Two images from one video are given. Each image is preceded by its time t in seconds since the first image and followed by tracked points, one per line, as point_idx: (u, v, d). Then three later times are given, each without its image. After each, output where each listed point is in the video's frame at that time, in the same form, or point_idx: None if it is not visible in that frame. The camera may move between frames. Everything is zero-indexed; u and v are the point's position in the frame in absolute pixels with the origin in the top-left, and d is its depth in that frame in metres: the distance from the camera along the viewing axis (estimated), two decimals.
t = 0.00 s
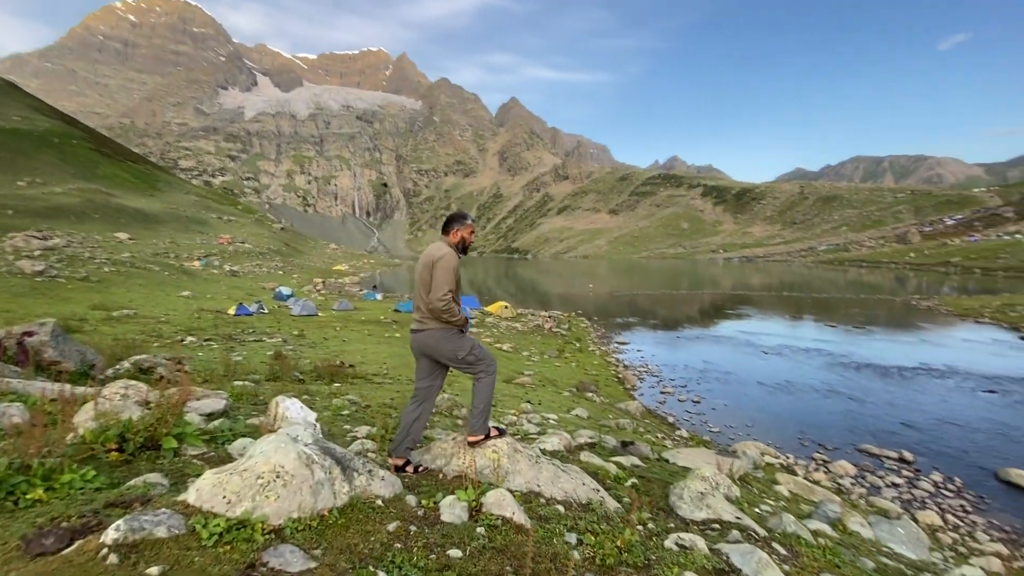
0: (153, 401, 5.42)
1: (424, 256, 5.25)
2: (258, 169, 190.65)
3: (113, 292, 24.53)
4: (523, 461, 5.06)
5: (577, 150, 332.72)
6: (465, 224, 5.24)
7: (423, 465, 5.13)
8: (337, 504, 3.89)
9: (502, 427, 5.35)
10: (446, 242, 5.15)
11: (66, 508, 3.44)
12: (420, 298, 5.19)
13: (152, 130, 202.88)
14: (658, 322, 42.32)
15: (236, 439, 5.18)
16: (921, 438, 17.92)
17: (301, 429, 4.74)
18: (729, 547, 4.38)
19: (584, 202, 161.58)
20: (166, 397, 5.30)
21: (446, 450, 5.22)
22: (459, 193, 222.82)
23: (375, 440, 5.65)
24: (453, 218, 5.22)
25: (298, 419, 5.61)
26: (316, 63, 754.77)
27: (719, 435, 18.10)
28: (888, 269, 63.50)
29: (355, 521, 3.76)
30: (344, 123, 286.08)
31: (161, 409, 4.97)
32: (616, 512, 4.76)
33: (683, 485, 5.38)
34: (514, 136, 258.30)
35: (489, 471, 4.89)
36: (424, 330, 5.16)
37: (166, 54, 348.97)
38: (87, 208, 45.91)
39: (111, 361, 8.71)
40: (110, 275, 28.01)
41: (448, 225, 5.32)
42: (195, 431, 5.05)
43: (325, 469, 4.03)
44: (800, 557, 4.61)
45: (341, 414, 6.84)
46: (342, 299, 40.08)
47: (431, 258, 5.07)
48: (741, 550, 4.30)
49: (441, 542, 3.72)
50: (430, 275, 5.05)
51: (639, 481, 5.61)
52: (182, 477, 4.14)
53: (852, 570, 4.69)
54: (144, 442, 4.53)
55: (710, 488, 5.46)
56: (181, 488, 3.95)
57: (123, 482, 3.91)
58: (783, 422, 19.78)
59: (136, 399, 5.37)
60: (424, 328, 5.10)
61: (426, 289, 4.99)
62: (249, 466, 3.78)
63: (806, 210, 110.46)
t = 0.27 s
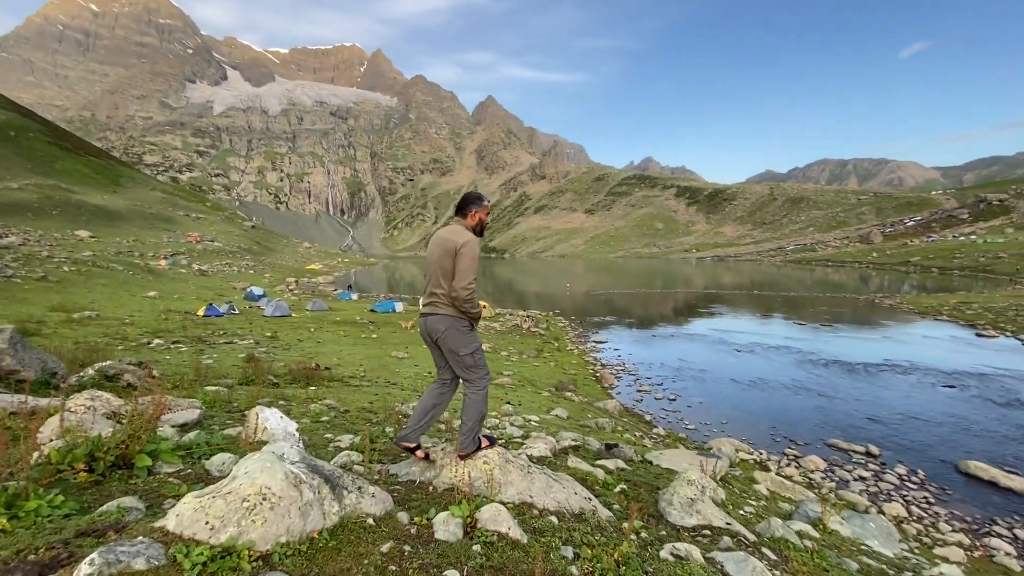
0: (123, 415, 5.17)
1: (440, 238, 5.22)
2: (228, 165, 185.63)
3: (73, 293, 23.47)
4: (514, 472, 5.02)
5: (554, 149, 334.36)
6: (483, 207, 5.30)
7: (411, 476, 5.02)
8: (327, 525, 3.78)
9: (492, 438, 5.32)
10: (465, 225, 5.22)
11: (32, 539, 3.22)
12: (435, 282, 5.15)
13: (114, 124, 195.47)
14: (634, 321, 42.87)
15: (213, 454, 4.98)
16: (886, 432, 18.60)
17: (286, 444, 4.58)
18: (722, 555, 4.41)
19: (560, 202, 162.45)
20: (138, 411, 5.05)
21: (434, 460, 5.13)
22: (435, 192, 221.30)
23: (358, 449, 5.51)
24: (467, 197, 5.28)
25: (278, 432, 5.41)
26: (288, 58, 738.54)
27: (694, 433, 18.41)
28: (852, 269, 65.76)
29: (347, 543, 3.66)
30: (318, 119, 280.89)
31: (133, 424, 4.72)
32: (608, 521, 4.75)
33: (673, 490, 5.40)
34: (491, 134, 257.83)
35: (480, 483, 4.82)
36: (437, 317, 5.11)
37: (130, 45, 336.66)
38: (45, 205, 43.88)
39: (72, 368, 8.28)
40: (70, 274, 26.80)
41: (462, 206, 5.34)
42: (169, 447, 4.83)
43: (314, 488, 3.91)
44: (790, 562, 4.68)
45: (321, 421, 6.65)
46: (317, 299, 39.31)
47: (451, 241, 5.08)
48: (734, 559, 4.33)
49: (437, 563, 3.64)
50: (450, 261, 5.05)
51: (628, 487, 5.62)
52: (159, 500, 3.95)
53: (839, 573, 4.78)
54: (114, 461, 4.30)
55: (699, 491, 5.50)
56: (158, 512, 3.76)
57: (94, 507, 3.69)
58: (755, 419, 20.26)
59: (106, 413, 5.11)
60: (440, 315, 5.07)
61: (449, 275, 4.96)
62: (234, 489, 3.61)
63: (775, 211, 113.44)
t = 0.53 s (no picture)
0: (97, 431, 4.92)
1: (450, 236, 5.23)
2: (199, 165, 180.92)
3: (33, 297, 22.46)
4: (510, 483, 4.95)
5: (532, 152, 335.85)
6: (488, 205, 5.36)
7: (402, 489, 4.91)
8: (323, 546, 3.66)
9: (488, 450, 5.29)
10: (473, 223, 5.28)
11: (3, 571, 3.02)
12: (444, 281, 5.14)
13: (78, 121, 188.59)
14: (612, 323, 43.27)
15: (194, 469, 4.77)
16: (856, 431, 19.15)
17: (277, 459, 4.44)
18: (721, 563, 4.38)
19: (538, 205, 163.13)
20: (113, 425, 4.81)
21: (427, 472, 5.05)
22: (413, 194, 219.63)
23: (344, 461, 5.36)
24: (473, 193, 5.31)
25: (262, 445, 5.22)
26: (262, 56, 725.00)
27: (673, 434, 18.63)
28: (821, 272, 67.78)
29: (345, 565, 3.55)
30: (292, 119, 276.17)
31: (109, 439, 4.49)
32: (605, 531, 4.70)
33: (666, 498, 5.39)
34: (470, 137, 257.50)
35: (477, 496, 4.72)
36: (445, 318, 5.11)
37: (95, 40, 325.69)
38: (2, 204, 41.97)
39: (33, 377, 7.86)
40: (29, 277, 25.65)
41: (467, 203, 5.37)
42: (148, 464, 4.61)
43: (309, 508, 3.78)
44: (784, 567, 4.70)
45: (303, 430, 6.45)
46: (292, 303, 38.50)
47: (464, 241, 5.11)
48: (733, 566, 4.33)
49: None
50: (463, 260, 5.08)
51: (621, 494, 5.59)
52: (139, 522, 3.75)
53: None
54: (90, 481, 4.08)
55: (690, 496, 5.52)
56: (141, 537, 3.57)
57: (70, 533, 3.49)
58: (732, 419, 20.63)
59: (78, 430, 4.85)
60: (451, 316, 5.08)
61: (463, 276, 4.99)
62: (226, 511, 3.46)
63: (748, 215, 116.13)
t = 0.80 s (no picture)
0: (69, 448, 4.64)
1: (455, 241, 5.22)
2: (161, 166, 174.85)
3: None
4: (508, 495, 4.90)
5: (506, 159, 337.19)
6: (489, 210, 5.39)
7: (396, 502, 4.80)
8: (326, 566, 3.53)
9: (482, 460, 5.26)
10: (475, 228, 5.30)
11: None
12: (450, 288, 5.11)
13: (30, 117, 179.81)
14: (586, 329, 43.66)
15: (177, 486, 4.55)
16: (821, 433, 19.82)
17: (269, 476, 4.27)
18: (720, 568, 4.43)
19: (513, 211, 163.74)
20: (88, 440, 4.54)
21: (422, 485, 4.97)
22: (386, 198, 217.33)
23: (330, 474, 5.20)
24: (473, 197, 5.32)
25: (247, 460, 5.04)
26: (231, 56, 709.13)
27: (647, 438, 18.89)
28: (785, 279, 70.10)
29: None
30: (261, 120, 270.06)
31: (87, 455, 4.23)
32: (602, 540, 4.69)
33: (658, 504, 5.43)
34: (444, 142, 256.86)
35: (476, 508, 4.66)
36: (451, 326, 5.07)
37: (50, 34, 312.14)
38: None
39: None
40: None
41: (467, 209, 5.37)
42: (129, 482, 4.38)
43: (311, 526, 3.66)
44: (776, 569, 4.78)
45: (281, 442, 6.27)
46: (260, 308, 37.48)
47: (470, 248, 5.12)
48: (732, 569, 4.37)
49: None
50: (470, 267, 5.08)
51: (612, 502, 5.61)
52: (126, 546, 3.54)
53: None
54: (69, 501, 3.86)
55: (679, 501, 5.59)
56: (127, 563, 3.35)
57: (52, 558, 3.26)
58: (703, 423, 21.04)
59: (48, 448, 4.57)
60: (459, 324, 5.04)
61: (473, 283, 4.98)
62: (226, 530, 3.28)
63: (716, 224, 119.33)
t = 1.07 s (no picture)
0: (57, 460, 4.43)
1: (461, 249, 5.17)
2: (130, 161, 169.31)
3: None
4: (514, 500, 4.88)
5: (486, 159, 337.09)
6: (490, 217, 5.36)
7: (400, 510, 4.73)
8: None
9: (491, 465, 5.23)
10: (479, 234, 5.26)
11: None
12: (461, 295, 5.08)
13: None
14: (566, 329, 43.94)
15: (177, 497, 4.38)
16: (795, 432, 20.39)
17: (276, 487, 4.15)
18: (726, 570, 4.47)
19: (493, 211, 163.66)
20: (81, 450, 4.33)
21: (427, 492, 4.91)
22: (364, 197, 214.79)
23: (328, 481, 5.09)
24: (474, 202, 5.26)
25: (245, 468, 4.89)
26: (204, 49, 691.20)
27: (628, 438, 19.12)
28: (759, 281, 71.81)
29: None
30: (236, 116, 263.98)
31: (84, 467, 4.03)
32: (607, 545, 4.71)
33: (658, 506, 5.47)
34: (423, 141, 255.15)
35: (484, 515, 4.63)
36: (464, 333, 5.06)
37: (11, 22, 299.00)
38: None
39: None
40: None
41: (468, 214, 5.32)
42: (127, 494, 4.20)
43: (330, 537, 3.58)
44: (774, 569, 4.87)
45: (269, 447, 6.14)
46: (235, 309, 36.64)
47: (480, 255, 5.08)
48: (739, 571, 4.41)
49: None
50: (481, 274, 5.08)
51: (611, 505, 5.65)
52: (134, 562, 3.40)
53: None
54: (70, 515, 3.66)
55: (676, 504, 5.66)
56: None
57: None
58: (682, 423, 21.40)
59: (35, 461, 4.32)
60: (473, 330, 5.06)
61: (487, 291, 4.99)
62: (245, 545, 3.17)
63: (692, 227, 121.55)
